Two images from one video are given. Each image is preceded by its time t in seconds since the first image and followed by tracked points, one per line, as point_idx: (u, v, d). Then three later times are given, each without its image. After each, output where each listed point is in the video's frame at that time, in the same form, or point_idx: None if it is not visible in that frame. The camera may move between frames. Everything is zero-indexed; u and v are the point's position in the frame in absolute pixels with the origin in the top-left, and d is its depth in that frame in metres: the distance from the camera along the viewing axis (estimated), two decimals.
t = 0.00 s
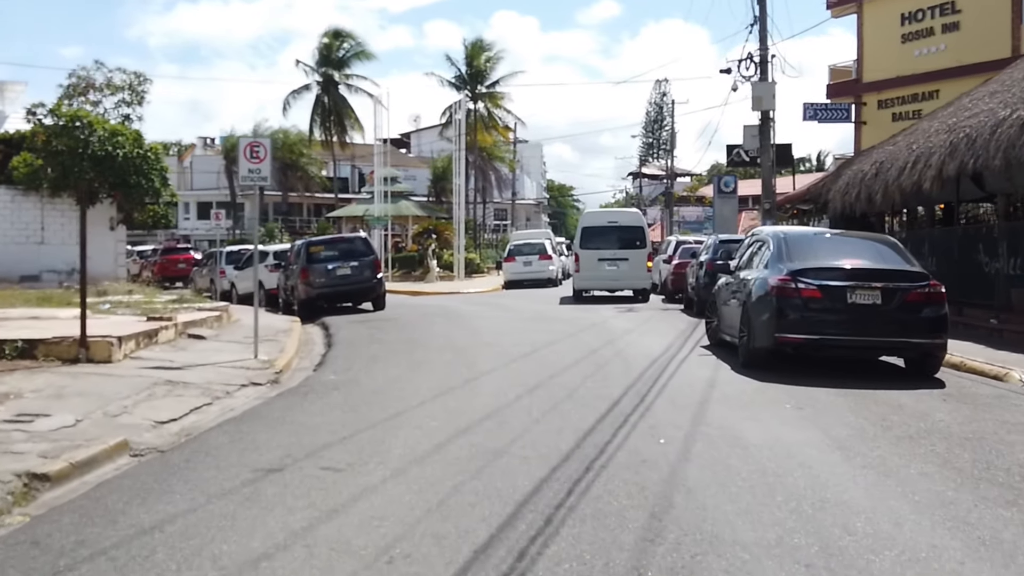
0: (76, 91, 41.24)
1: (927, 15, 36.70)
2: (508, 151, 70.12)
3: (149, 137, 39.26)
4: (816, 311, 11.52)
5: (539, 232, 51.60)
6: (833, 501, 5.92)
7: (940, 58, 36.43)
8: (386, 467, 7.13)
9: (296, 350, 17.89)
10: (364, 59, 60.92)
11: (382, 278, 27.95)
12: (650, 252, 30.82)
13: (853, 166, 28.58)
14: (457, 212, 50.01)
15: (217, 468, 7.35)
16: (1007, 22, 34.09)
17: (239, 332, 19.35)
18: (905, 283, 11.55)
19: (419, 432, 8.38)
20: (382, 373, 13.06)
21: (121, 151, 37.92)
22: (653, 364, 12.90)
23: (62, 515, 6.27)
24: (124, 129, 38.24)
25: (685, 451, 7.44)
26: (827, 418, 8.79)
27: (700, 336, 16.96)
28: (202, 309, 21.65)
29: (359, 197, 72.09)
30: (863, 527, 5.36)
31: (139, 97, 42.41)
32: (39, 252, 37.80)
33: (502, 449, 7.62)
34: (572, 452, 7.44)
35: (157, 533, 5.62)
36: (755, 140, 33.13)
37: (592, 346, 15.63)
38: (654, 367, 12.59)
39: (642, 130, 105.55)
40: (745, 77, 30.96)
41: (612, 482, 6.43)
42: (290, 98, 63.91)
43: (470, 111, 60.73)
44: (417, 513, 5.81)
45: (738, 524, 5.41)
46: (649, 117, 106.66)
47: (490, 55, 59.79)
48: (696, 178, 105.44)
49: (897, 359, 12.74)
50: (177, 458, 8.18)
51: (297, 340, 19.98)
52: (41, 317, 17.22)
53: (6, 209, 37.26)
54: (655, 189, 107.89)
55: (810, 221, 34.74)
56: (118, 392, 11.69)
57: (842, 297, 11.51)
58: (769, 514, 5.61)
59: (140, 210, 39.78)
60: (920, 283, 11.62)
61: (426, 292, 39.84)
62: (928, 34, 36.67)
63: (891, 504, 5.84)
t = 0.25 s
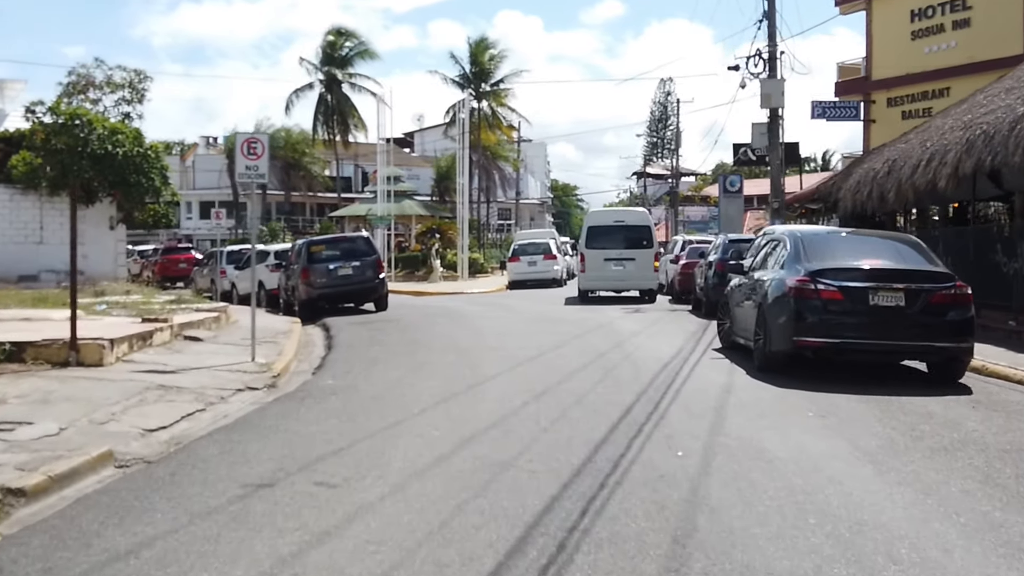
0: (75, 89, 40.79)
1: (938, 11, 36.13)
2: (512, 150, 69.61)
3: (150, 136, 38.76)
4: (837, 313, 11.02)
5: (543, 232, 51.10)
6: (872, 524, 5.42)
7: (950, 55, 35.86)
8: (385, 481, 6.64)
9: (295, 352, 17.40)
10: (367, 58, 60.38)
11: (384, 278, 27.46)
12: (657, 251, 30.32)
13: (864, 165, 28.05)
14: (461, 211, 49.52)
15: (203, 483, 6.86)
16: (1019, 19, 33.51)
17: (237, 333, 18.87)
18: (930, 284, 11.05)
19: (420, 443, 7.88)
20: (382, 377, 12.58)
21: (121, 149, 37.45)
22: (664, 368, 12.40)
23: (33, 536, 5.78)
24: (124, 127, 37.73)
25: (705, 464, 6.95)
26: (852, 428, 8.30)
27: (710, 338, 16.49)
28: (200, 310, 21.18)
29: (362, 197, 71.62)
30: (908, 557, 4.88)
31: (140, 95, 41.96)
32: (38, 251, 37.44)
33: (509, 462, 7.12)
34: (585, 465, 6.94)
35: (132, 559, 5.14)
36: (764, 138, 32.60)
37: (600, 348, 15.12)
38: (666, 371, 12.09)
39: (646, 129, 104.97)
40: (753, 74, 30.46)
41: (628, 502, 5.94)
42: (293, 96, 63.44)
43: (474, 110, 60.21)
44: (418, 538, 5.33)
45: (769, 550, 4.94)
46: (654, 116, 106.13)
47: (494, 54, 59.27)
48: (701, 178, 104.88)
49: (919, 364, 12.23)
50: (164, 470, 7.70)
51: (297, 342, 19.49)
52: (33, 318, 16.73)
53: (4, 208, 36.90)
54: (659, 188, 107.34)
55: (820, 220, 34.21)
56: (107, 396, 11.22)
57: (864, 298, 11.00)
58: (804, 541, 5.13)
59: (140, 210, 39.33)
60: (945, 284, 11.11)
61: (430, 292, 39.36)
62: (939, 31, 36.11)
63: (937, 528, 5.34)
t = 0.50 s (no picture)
0: (74, 87, 40.36)
1: (948, 7, 35.57)
2: (516, 149, 69.09)
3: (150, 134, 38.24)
4: (859, 317, 10.51)
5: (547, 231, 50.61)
6: (919, 554, 4.91)
7: (961, 52, 35.29)
8: (384, 500, 6.14)
9: (293, 355, 16.91)
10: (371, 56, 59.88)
11: (386, 278, 26.95)
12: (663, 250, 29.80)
13: (876, 162, 27.52)
14: (464, 210, 49.04)
15: (186, 501, 6.36)
16: None
17: (235, 335, 18.38)
18: (957, 286, 10.53)
19: (422, 457, 7.38)
20: (383, 382, 12.08)
21: (120, 148, 36.97)
22: (676, 372, 11.89)
23: None
24: (123, 126, 37.21)
25: (727, 481, 6.44)
26: (883, 440, 7.78)
27: (722, 341, 15.96)
28: (197, 311, 20.70)
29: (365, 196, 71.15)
30: None
31: (140, 93, 41.53)
32: (36, 251, 37.09)
33: (517, 478, 6.61)
34: (598, 483, 6.44)
35: None
36: (772, 135, 32.07)
37: (608, 351, 14.60)
38: (679, 376, 11.58)
39: (650, 128, 104.44)
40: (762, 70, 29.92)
41: (647, 527, 5.43)
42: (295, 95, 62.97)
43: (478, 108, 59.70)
44: (416, 569, 4.82)
45: None
46: (658, 115, 105.56)
47: (498, 51, 58.75)
48: (705, 177, 104.34)
49: (943, 369, 11.72)
50: (147, 486, 7.20)
51: (297, 345, 19.00)
52: (23, 320, 16.25)
53: (2, 207, 36.50)
54: (664, 187, 106.81)
55: (829, 219, 33.68)
56: (94, 403, 10.72)
57: (888, 300, 10.49)
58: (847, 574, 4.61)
59: (140, 208, 38.89)
60: (973, 286, 10.60)
61: (433, 293, 38.89)
62: (950, 27, 35.54)
63: (990, 560, 4.84)
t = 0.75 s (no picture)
0: (73, 85, 39.94)
1: (959, 3, 35.00)
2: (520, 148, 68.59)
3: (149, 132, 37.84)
4: (884, 319, 10.01)
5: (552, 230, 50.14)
6: None
7: (972, 49, 34.73)
8: (384, 521, 5.65)
9: (292, 358, 16.42)
10: (374, 55, 59.40)
11: (389, 279, 26.46)
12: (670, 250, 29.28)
13: (888, 160, 27.01)
14: (468, 209, 48.54)
15: (168, 522, 5.87)
16: None
17: (234, 337, 17.89)
18: (988, 287, 10.01)
19: (424, 471, 6.88)
20: (384, 386, 11.58)
21: (119, 146, 36.51)
22: (691, 377, 11.37)
23: None
24: (122, 123, 36.82)
25: (754, 500, 5.95)
26: (918, 453, 7.27)
27: (735, 343, 15.43)
28: (195, 312, 20.21)
29: (368, 196, 70.68)
30: None
31: (140, 91, 41.11)
32: (34, 251, 36.64)
33: (527, 496, 6.11)
34: (616, 502, 5.94)
35: None
36: (781, 133, 31.51)
37: (619, 354, 14.10)
38: (695, 381, 11.08)
39: (654, 128, 103.99)
40: (772, 67, 29.39)
41: (672, 554, 4.93)
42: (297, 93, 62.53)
43: (481, 107, 59.22)
44: None
45: None
46: (662, 115, 105.07)
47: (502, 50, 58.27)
48: (709, 177, 103.82)
49: (970, 374, 11.20)
50: (129, 501, 6.71)
51: (296, 347, 18.51)
52: (14, 322, 15.76)
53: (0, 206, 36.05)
54: (668, 187, 106.28)
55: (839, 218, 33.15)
56: (81, 410, 10.23)
57: (914, 302, 9.98)
58: None
59: (139, 207, 38.41)
60: (1005, 287, 10.08)
61: (437, 293, 38.40)
62: (960, 23, 34.98)
63: None
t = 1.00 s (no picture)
0: (73, 82, 39.50)
1: None
2: (525, 147, 68.05)
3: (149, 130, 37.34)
4: (914, 322, 9.48)
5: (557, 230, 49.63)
6: None
7: (984, 45, 34.13)
8: (384, 547, 5.13)
9: (292, 361, 15.91)
10: (377, 54, 58.93)
11: (392, 279, 25.95)
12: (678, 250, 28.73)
13: (901, 158, 26.48)
14: (472, 209, 48.02)
15: (147, 546, 5.35)
16: None
17: (232, 340, 17.39)
18: None
19: (429, 488, 6.35)
20: (386, 392, 11.06)
21: (118, 144, 36.01)
22: (707, 382, 10.83)
23: None
24: (122, 122, 36.32)
25: (791, 522, 5.43)
26: (961, 467, 6.75)
27: (751, 346, 14.89)
28: (192, 313, 19.71)
29: (371, 195, 70.19)
30: None
31: (140, 90, 40.65)
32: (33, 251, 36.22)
33: (542, 517, 5.59)
34: (639, 524, 5.42)
35: None
36: (791, 131, 30.97)
37: (630, 358, 13.57)
38: (712, 386, 10.56)
39: (658, 127, 103.48)
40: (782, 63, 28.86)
41: None
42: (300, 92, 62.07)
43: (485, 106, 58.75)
44: None
45: None
46: (667, 114, 104.57)
47: (507, 48, 57.77)
48: (714, 177, 103.26)
49: (1002, 380, 10.66)
50: (108, 520, 6.20)
51: (297, 349, 18.01)
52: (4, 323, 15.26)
53: None
54: (672, 187, 105.73)
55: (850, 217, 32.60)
56: (67, 417, 9.72)
57: (946, 304, 9.45)
58: None
59: (140, 207, 37.92)
60: None
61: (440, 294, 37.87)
62: (972, 20, 34.36)
63: None
